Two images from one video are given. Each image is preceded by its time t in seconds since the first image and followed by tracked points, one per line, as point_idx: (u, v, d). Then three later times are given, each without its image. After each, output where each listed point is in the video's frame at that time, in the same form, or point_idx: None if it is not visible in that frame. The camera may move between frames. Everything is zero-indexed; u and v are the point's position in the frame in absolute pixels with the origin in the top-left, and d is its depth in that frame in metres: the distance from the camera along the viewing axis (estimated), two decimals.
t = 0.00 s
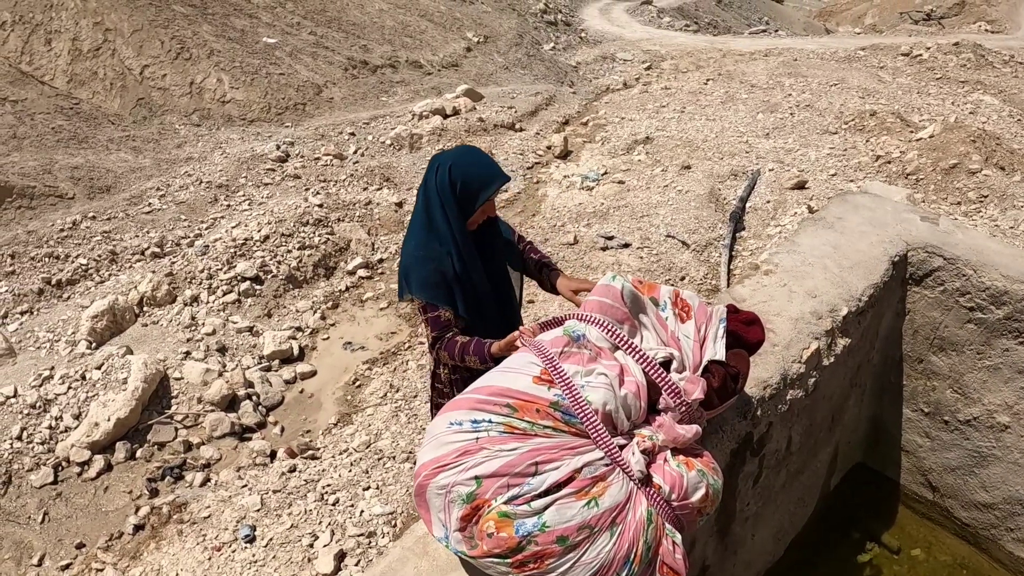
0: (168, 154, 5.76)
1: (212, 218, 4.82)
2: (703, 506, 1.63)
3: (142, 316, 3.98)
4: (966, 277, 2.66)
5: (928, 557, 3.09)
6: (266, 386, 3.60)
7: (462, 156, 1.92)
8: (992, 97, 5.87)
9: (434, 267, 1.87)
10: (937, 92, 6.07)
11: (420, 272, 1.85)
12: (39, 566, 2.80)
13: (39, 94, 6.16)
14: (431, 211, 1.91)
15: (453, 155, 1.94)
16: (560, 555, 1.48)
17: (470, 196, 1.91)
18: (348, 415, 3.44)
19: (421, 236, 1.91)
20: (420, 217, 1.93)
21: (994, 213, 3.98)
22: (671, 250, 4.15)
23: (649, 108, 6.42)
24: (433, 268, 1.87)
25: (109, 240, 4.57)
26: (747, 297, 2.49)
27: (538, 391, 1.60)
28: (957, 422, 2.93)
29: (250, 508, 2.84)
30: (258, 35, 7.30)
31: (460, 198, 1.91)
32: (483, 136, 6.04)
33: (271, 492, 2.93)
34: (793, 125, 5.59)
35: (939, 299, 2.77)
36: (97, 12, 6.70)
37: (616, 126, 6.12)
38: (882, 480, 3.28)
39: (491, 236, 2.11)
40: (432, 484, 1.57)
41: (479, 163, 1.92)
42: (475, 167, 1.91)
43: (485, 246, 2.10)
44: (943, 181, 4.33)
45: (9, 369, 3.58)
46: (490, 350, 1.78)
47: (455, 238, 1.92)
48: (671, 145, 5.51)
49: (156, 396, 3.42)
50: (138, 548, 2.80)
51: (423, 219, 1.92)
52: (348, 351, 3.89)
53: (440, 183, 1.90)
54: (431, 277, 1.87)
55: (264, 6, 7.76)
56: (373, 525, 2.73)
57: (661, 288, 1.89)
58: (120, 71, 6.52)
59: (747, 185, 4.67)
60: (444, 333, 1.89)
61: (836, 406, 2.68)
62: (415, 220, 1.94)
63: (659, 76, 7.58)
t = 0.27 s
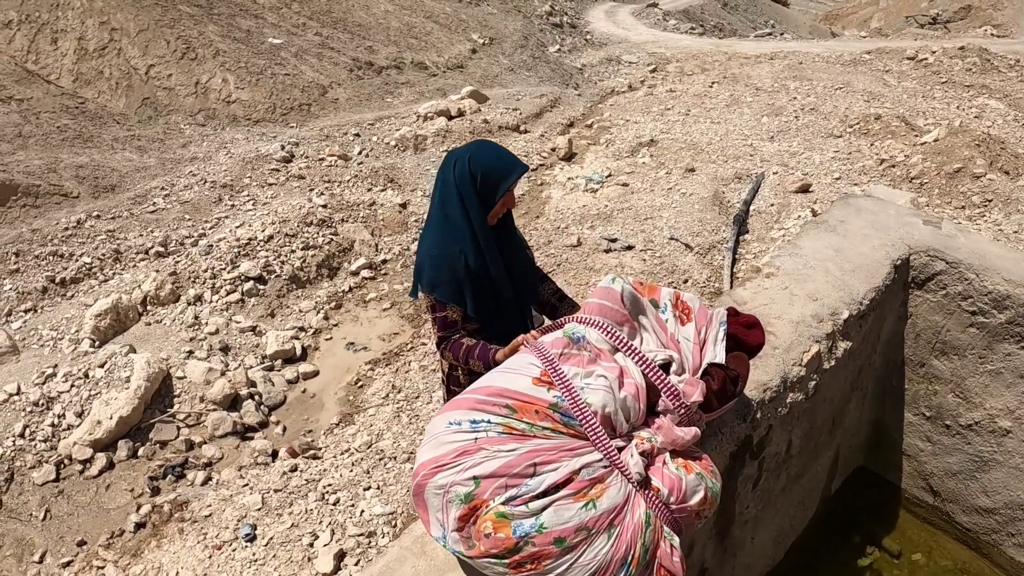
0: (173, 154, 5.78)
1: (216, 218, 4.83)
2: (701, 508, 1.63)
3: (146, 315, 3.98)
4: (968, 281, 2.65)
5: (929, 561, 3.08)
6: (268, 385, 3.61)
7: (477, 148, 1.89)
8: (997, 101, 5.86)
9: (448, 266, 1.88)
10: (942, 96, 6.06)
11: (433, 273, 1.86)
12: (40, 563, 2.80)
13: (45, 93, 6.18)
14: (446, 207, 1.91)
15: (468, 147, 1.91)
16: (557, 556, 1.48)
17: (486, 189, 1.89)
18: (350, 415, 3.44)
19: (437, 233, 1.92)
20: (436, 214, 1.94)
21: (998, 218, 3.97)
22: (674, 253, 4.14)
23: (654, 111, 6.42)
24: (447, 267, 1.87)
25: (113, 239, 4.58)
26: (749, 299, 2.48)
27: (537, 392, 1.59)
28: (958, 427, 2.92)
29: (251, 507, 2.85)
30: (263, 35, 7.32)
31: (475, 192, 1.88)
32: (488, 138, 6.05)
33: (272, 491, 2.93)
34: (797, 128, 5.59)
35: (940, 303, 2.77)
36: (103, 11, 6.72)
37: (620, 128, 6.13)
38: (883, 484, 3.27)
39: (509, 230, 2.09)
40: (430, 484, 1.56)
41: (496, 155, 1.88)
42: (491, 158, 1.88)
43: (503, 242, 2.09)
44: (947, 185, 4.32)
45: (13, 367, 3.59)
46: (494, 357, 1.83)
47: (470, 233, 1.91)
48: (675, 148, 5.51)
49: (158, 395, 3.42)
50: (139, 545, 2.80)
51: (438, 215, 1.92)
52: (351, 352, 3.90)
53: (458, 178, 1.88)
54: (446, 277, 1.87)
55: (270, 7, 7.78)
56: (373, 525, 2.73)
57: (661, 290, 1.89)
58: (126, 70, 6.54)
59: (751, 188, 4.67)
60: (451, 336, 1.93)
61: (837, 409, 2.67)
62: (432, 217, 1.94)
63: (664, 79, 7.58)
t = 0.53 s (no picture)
0: (178, 153, 5.80)
1: (221, 217, 4.84)
2: (703, 511, 1.63)
3: (150, 314, 4.00)
4: (971, 284, 2.65)
5: (931, 566, 3.06)
6: (271, 384, 3.61)
7: (531, 162, 2.04)
8: (1003, 105, 5.84)
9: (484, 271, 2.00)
10: (948, 100, 6.05)
11: (469, 276, 1.98)
12: (42, 560, 2.81)
13: (52, 92, 6.20)
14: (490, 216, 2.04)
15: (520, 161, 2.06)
16: (557, 559, 1.49)
17: (533, 202, 2.03)
18: (352, 415, 3.44)
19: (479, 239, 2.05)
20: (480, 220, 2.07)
21: (1003, 222, 3.97)
22: (678, 255, 4.14)
23: (659, 113, 6.42)
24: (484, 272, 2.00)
25: (118, 237, 4.60)
26: (751, 302, 2.48)
27: (539, 395, 1.59)
28: (961, 431, 2.91)
29: (253, 506, 2.85)
30: (269, 36, 7.34)
31: (523, 204, 2.02)
32: (493, 139, 6.06)
33: (274, 490, 2.94)
34: (802, 131, 5.58)
35: (943, 307, 2.76)
36: (110, 11, 6.75)
37: (626, 130, 6.13)
38: (885, 488, 3.26)
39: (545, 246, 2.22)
40: (431, 484, 1.57)
41: (549, 171, 2.03)
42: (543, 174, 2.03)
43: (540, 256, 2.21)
44: (951, 189, 4.31)
45: (17, 364, 3.61)
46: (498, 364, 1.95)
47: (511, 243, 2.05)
48: (680, 151, 5.51)
49: (162, 394, 3.43)
50: (141, 543, 2.81)
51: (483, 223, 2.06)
52: (354, 352, 3.90)
53: (510, 188, 2.01)
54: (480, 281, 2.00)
55: (277, 8, 7.81)
56: (375, 524, 2.73)
57: (665, 294, 1.87)
58: (133, 69, 6.56)
59: (756, 191, 4.66)
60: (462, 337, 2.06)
61: (839, 412, 2.67)
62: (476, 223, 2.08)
63: (670, 82, 7.58)
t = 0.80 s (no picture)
0: (184, 152, 5.82)
1: (227, 216, 4.86)
2: (702, 513, 1.64)
3: (155, 311, 4.01)
4: (975, 288, 2.65)
5: (934, 569, 3.06)
6: (276, 383, 3.63)
7: (602, 184, 2.02)
8: (1009, 110, 5.84)
9: (524, 280, 2.04)
10: (954, 104, 6.05)
11: (506, 282, 2.03)
12: (45, 555, 2.81)
13: (59, 90, 6.23)
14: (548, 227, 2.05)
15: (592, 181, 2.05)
16: (548, 557, 1.49)
17: (594, 224, 2.03)
18: (356, 414, 3.45)
19: (531, 245, 2.08)
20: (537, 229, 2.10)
21: (1008, 226, 3.96)
22: (683, 258, 4.14)
23: (665, 116, 6.43)
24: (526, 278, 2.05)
25: (124, 236, 4.62)
26: (755, 303, 2.49)
27: (536, 392, 1.60)
28: (964, 434, 2.91)
29: (256, 504, 2.85)
30: (276, 36, 7.37)
31: (583, 224, 2.02)
32: (498, 140, 6.07)
33: (277, 488, 2.94)
34: (808, 134, 5.58)
35: (948, 310, 2.76)
36: (117, 10, 6.78)
37: (631, 132, 6.13)
38: (887, 490, 3.26)
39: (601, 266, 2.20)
40: (428, 472, 1.61)
41: (614, 194, 2.02)
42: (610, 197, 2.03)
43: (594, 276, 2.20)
44: (957, 193, 4.31)
45: (22, 361, 3.62)
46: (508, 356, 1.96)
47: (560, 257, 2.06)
48: (685, 153, 5.51)
49: (166, 391, 3.44)
50: (144, 540, 2.82)
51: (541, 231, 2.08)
52: (358, 352, 3.91)
53: (574, 205, 2.01)
54: (515, 286, 2.05)
55: (284, 8, 7.84)
56: (378, 523, 2.74)
57: (678, 309, 1.79)
58: (139, 69, 6.59)
59: (761, 194, 4.67)
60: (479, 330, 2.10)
61: (842, 414, 2.67)
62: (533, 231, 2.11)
63: (676, 84, 7.59)
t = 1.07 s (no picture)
0: (190, 152, 5.85)
1: (232, 216, 4.88)
2: (709, 520, 1.65)
3: (160, 310, 4.03)
4: (980, 291, 2.65)
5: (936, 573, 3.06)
6: (280, 382, 3.64)
7: (596, 148, 2.15)
8: (1016, 114, 5.83)
9: (545, 255, 2.05)
10: (960, 108, 6.04)
11: (528, 258, 2.02)
12: (49, 552, 2.83)
13: (66, 89, 6.26)
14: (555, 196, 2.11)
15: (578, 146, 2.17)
16: (557, 560, 1.49)
17: (596, 183, 2.15)
18: (360, 414, 3.46)
19: (540, 224, 2.11)
20: (539, 203, 2.14)
21: (1014, 230, 3.96)
22: (688, 260, 4.14)
23: (671, 118, 6.43)
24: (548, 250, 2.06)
25: (130, 234, 4.64)
26: (760, 305, 2.49)
27: (548, 395, 1.62)
28: (968, 438, 2.91)
29: (260, 502, 2.86)
30: (283, 36, 7.39)
31: (588, 183, 2.13)
32: (504, 142, 6.09)
33: (281, 487, 2.95)
34: (814, 137, 5.59)
35: (952, 313, 2.77)
36: (125, 10, 6.82)
37: (637, 135, 6.14)
38: (891, 494, 3.26)
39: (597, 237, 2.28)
40: (436, 472, 1.61)
41: (609, 154, 2.15)
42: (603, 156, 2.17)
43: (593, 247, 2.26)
44: (962, 197, 4.30)
45: (28, 358, 3.64)
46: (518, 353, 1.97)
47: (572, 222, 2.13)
48: (691, 155, 5.52)
49: (171, 389, 3.46)
50: (148, 537, 2.83)
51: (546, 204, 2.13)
52: (363, 352, 3.92)
53: (575, 171, 2.12)
54: (541, 260, 2.04)
55: (291, 8, 7.87)
56: (381, 522, 2.74)
57: (690, 311, 1.88)
58: (146, 68, 6.62)
59: (766, 197, 4.67)
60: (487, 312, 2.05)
61: (846, 417, 2.67)
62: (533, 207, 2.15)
63: (682, 87, 7.59)
